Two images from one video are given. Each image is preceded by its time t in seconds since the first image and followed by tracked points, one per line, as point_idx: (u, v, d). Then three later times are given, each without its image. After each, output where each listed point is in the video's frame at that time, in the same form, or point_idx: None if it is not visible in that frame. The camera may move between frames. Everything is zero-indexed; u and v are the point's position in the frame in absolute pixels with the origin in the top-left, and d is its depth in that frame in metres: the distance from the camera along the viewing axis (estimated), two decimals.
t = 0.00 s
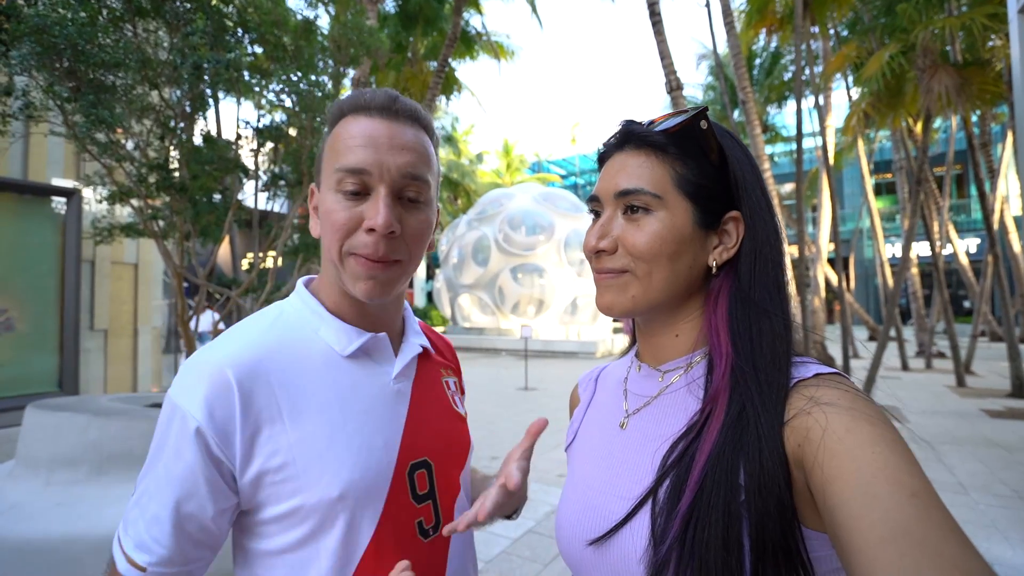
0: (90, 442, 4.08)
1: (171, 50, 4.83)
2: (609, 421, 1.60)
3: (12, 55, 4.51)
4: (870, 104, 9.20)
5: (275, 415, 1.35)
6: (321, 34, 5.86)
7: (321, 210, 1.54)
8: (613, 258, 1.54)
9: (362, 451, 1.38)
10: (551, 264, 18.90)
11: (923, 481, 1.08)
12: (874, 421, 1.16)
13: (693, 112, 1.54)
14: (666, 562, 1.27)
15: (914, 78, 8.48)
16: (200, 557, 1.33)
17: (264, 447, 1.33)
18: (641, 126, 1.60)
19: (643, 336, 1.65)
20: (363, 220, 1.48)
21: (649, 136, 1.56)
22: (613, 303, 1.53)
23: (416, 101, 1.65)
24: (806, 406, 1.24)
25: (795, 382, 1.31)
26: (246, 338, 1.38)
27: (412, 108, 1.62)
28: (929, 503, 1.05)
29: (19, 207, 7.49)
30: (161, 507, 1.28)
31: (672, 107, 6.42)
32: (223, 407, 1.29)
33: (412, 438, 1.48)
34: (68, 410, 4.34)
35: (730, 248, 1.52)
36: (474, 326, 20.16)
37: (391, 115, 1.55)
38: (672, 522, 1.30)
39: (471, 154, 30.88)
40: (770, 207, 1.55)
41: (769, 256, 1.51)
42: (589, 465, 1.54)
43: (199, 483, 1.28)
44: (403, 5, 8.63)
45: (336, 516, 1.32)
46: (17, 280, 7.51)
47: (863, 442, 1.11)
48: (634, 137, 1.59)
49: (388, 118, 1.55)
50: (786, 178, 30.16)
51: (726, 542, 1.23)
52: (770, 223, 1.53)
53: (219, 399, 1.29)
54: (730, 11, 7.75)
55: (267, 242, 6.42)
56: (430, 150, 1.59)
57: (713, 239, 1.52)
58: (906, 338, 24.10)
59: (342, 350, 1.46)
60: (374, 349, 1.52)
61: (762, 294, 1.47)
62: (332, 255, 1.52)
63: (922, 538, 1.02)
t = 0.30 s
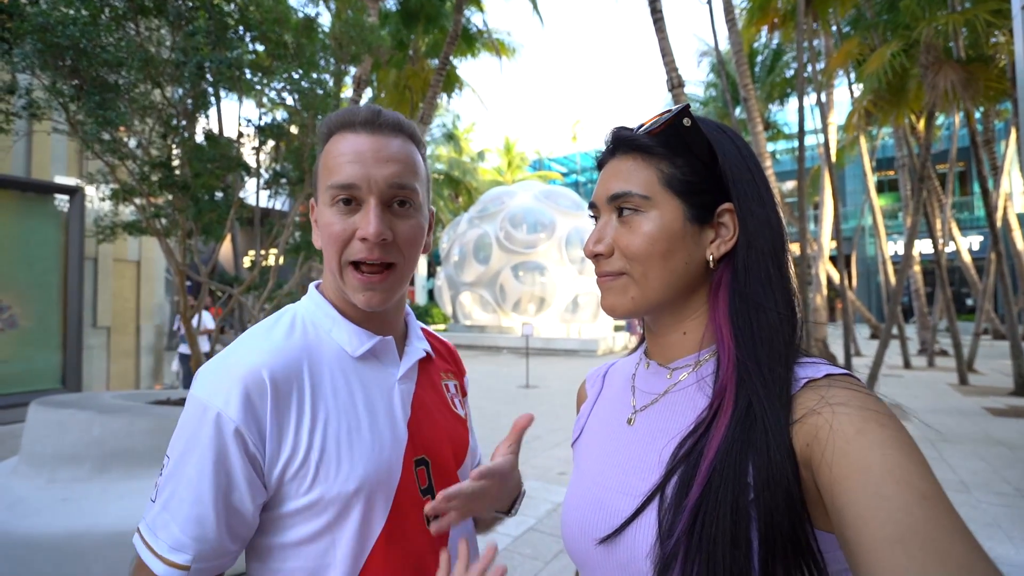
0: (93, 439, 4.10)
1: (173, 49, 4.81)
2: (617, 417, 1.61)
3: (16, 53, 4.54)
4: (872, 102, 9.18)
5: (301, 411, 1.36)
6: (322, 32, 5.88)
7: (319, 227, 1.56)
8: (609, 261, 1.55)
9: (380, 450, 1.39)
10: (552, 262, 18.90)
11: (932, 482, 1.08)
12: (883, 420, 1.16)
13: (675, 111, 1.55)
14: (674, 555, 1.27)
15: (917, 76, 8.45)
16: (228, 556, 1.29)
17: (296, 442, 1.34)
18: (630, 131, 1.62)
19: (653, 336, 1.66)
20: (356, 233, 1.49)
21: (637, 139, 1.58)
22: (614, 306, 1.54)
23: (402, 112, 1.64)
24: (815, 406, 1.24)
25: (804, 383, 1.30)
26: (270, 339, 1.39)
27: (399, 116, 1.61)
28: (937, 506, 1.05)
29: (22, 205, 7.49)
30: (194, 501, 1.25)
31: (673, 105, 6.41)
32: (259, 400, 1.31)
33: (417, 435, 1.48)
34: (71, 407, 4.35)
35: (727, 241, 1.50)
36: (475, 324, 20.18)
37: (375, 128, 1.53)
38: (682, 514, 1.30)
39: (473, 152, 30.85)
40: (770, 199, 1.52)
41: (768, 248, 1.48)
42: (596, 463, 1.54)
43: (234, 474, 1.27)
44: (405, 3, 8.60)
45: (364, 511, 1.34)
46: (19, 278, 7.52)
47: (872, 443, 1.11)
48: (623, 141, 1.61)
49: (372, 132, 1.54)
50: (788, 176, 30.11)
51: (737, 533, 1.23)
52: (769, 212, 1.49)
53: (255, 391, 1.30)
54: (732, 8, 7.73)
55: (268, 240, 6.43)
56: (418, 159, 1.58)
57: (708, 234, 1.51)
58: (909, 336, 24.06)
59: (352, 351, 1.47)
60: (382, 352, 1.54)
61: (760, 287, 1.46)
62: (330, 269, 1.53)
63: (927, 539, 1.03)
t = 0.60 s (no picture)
0: (98, 437, 4.11)
1: (177, 48, 4.84)
2: (618, 418, 1.61)
3: (21, 53, 4.55)
4: (877, 100, 9.15)
5: (285, 406, 1.34)
6: (325, 32, 5.90)
7: (308, 215, 1.54)
8: (602, 238, 1.56)
9: (371, 443, 1.40)
10: (555, 261, 18.89)
11: (938, 481, 1.07)
12: (886, 419, 1.15)
13: (692, 104, 1.57)
14: (678, 559, 1.27)
15: (922, 73, 8.42)
16: (204, 562, 1.24)
17: (278, 437, 1.32)
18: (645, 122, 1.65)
19: (652, 331, 1.66)
20: (349, 228, 1.48)
21: (651, 128, 1.60)
22: (600, 284, 1.55)
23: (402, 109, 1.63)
24: (818, 406, 1.23)
25: (805, 383, 1.30)
26: (247, 331, 1.37)
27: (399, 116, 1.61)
28: (944, 504, 1.05)
29: (27, 204, 7.51)
30: (166, 505, 1.19)
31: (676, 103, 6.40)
32: (236, 393, 1.28)
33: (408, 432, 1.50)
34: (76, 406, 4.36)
35: (722, 236, 1.50)
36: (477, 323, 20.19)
37: (377, 124, 1.53)
38: (686, 518, 1.29)
39: (475, 151, 30.84)
40: (777, 199, 1.52)
41: (769, 245, 1.48)
42: (598, 461, 1.55)
43: (214, 473, 1.23)
44: (407, 2, 8.60)
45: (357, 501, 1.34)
46: (25, 277, 7.55)
47: (874, 442, 1.11)
48: (638, 131, 1.64)
49: (374, 127, 1.53)
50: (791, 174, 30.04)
51: (740, 536, 1.23)
52: (772, 213, 1.49)
53: (231, 383, 1.27)
54: (736, 6, 7.70)
55: (271, 239, 6.45)
56: (415, 160, 1.58)
57: (703, 226, 1.51)
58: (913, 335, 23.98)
59: (337, 345, 1.47)
60: (363, 346, 1.54)
61: (757, 283, 1.45)
62: (317, 259, 1.51)
63: (933, 538, 1.02)
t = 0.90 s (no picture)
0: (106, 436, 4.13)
1: (184, 50, 4.86)
2: (621, 418, 1.61)
3: (31, 55, 4.58)
4: (883, 98, 9.12)
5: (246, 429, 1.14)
6: (330, 33, 5.91)
7: (314, 185, 1.30)
8: (615, 247, 1.55)
9: (347, 463, 1.23)
10: (559, 261, 18.87)
11: (939, 482, 1.07)
12: (889, 421, 1.14)
13: (697, 104, 1.56)
14: (680, 555, 1.27)
15: (928, 72, 8.39)
16: None
17: (242, 468, 1.12)
18: (649, 122, 1.64)
19: (656, 333, 1.66)
20: (377, 210, 1.32)
21: (656, 129, 1.59)
22: (615, 293, 1.54)
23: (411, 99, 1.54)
24: (821, 406, 1.23)
25: (809, 383, 1.30)
26: (193, 347, 1.16)
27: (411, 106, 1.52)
28: (945, 505, 1.04)
29: (34, 205, 7.55)
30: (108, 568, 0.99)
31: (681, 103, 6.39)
32: (183, 422, 1.07)
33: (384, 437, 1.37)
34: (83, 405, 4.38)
35: (735, 238, 1.50)
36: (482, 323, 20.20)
37: (404, 111, 1.43)
38: (689, 516, 1.29)
39: (479, 151, 30.86)
40: (782, 199, 1.53)
41: (778, 248, 1.49)
42: (602, 462, 1.54)
43: (166, 524, 1.03)
44: (411, 2, 8.62)
45: (342, 527, 1.19)
46: (32, 277, 7.59)
47: (877, 443, 1.10)
48: (643, 132, 1.63)
49: (400, 113, 1.43)
50: (796, 174, 29.95)
51: (741, 536, 1.23)
52: (781, 216, 1.50)
53: (174, 411, 1.06)
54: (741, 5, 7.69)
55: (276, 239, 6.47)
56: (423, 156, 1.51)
57: (717, 229, 1.51)
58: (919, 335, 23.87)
59: (301, 352, 1.28)
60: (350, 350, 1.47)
61: (769, 285, 1.46)
62: (326, 236, 1.28)
63: (936, 539, 1.01)
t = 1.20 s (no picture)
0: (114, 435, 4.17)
1: (191, 51, 4.90)
2: (620, 420, 1.63)
3: (42, 57, 4.63)
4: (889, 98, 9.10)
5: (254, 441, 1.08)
6: (336, 35, 5.95)
7: (280, 170, 1.22)
8: (619, 249, 1.56)
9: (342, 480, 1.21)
10: (563, 261, 18.88)
11: (937, 481, 1.08)
12: (886, 421, 1.16)
13: (698, 105, 1.56)
14: (680, 554, 1.28)
15: (935, 71, 8.37)
16: None
17: (257, 483, 1.06)
18: (645, 121, 1.65)
19: (655, 334, 1.67)
20: (352, 201, 1.23)
21: (656, 129, 1.60)
22: (619, 295, 1.54)
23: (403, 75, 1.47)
24: (819, 407, 1.24)
25: (807, 383, 1.31)
26: (180, 362, 1.04)
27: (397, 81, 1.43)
28: (943, 505, 1.05)
29: (43, 206, 7.61)
30: None
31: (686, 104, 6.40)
32: (197, 437, 0.99)
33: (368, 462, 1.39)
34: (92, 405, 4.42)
35: (737, 240, 1.53)
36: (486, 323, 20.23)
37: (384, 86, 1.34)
38: (687, 516, 1.31)
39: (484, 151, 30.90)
40: (779, 200, 1.56)
41: (776, 251, 1.52)
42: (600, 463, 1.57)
43: (195, 549, 0.95)
44: (416, 3, 8.66)
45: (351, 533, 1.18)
46: (40, 277, 7.65)
47: (875, 442, 1.11)
48: (641, 131, 1.63)
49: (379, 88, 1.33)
50: (801, 174, 29.86)
51: (740, 534, 1.24)
52: (778, 218, 1.53)
53: (189, 425, 0.97)
54: (746, 5, 7.70)
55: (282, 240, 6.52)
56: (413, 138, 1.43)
57: (719, 231, 1.53)
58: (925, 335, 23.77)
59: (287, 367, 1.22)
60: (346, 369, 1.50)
61: (769, 286, 1.48)
62: (292, 228, 1.20)
63: (935, 538, 1.02)
